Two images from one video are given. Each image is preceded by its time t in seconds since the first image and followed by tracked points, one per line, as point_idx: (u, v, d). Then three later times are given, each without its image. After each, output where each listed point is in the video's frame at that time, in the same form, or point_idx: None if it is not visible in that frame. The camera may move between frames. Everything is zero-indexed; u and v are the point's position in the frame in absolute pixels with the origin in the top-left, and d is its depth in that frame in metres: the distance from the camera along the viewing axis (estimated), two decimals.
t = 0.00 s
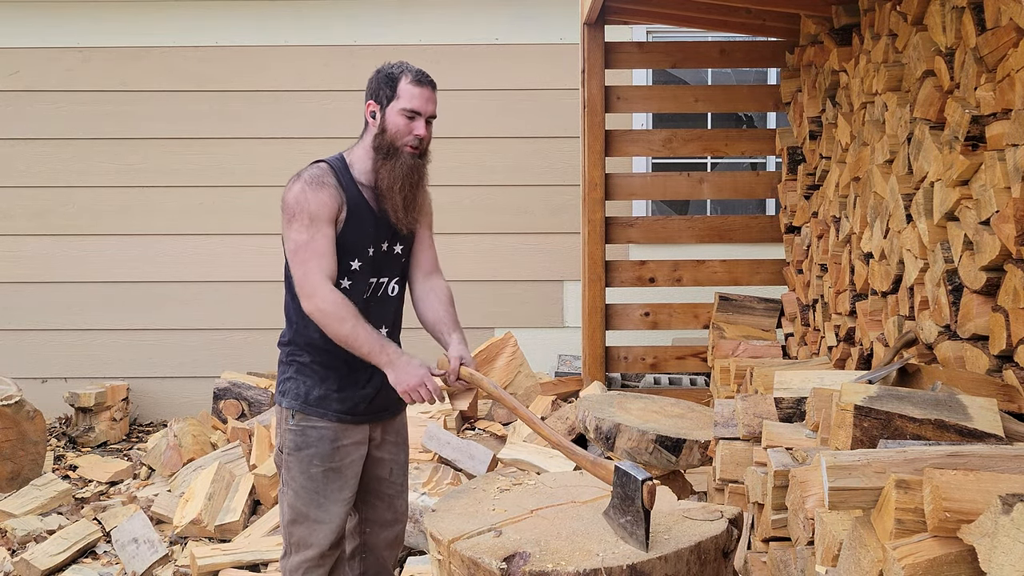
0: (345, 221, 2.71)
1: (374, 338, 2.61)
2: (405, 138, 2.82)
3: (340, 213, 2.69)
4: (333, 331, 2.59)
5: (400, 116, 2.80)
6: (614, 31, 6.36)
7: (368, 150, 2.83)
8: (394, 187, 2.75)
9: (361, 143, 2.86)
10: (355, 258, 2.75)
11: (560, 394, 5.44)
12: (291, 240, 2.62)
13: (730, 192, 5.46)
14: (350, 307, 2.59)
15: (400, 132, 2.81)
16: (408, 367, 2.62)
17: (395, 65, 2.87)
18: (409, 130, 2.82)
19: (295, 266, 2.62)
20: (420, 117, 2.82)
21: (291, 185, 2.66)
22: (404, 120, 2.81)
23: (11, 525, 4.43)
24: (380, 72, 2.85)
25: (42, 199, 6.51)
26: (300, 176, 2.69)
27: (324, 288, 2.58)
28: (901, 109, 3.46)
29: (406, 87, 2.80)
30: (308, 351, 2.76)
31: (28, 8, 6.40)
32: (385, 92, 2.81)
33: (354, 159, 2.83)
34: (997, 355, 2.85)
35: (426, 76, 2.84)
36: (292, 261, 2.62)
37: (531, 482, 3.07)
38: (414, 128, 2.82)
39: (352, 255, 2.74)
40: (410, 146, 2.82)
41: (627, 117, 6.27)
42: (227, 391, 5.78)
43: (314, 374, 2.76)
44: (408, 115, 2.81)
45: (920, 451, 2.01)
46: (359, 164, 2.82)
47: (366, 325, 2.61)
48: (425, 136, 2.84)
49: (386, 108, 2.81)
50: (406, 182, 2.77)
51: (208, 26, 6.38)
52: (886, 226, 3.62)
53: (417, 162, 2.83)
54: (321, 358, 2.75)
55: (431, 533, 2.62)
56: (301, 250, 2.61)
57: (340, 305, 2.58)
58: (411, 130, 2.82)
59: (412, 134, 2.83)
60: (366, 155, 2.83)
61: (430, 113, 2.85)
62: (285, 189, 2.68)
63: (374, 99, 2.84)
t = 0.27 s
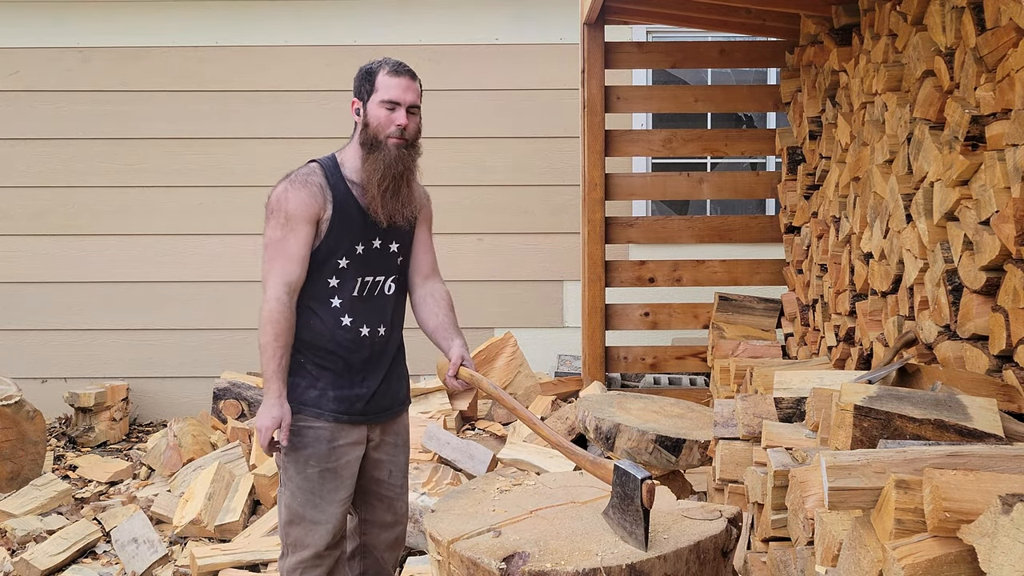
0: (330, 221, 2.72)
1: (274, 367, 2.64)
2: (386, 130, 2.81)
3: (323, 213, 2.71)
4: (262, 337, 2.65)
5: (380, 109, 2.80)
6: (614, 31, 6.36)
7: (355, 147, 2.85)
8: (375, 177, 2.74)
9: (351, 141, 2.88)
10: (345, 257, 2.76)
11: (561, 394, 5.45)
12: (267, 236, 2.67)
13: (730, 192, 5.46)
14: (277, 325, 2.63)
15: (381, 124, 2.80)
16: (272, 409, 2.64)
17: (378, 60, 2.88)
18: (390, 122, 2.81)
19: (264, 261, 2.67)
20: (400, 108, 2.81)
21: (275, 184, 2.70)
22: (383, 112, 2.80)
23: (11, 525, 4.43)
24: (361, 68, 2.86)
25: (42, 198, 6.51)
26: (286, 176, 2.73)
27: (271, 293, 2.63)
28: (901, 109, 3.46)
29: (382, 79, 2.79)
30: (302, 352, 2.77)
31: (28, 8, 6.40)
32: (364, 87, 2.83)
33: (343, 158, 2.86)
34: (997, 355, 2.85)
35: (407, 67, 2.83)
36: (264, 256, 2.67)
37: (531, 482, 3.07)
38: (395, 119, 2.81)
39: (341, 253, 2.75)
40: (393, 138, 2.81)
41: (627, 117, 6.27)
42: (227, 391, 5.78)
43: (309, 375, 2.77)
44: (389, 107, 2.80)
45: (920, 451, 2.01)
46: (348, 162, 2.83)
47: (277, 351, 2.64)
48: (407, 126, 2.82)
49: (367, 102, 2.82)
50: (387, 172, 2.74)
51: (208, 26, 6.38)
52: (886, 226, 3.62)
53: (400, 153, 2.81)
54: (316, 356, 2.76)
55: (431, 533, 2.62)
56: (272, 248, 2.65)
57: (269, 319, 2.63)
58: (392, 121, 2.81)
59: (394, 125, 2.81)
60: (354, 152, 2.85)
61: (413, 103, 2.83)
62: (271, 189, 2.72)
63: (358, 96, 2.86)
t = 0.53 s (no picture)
0: (325, 217, 2.73)
1: (269, 361, 2.62)
2: (370, 124, 2.85)
3: (318, 209, 2.72)
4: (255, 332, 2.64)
5: (364, 104, 2.85)
6: (614, 31, 6.36)
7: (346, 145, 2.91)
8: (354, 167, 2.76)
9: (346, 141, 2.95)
10: (343, 255, 2.76)
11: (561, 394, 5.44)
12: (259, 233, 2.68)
13: (730, 192, 5.46)
14: (270, 319, 2.62)
15: (365, 119, 2.85)
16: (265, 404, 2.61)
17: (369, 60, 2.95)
18: (374, 115, 2.85)
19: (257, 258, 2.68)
20: (382, 100, 2.84)
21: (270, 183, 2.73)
22: (368, 106, 2.85)
23: (11, 525, 4.43)
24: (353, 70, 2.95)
25: (42, 198, 6.51)
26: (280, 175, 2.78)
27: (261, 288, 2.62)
28: (901, 109, 3.46)
29: (366, 75, 2.85)
30: (303, 352, 2.77)
31: (28, 8, 6.40)
32: (352, 86, 2.90)
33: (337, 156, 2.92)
34: (997, 355, 2.85)
35: (392, 62, 2.86)
36: (257, 252, 2.68)
37: (531, 482, 3.07)
38: (378, 112, 2.84)
39: (339, 251, 2.76)
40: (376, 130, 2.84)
41: (627, 117, 6.27)
42: (227, 391, 5.78)
43: (310, 375, 2.77)
44: (372, 100, 2.85)
45: (919, 451, 2.01)
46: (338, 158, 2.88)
47: (271, 345, 2.63)
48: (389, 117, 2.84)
49: (355, 99, 2.88)
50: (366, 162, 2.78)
51: (208, 26, 6.38)
52: (886, 226, 3.62)
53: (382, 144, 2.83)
54: (319, 355, 2.76)
55: (431, 533, 2.62)
56: (266, 244, 2.66)
57: (262, 312, 2.61)
58: (375, 114, 2.85)
59: (377, 118, 2.85)
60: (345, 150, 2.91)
61: (398, 96, 2.86)
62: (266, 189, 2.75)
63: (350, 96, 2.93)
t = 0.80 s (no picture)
0: (325, 213, 2.71)
1: (325, 353, 2.65)
2: (365, 123, 2.83)
3: (319, 206, 2.70)
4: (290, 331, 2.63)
5: (360, 103, 2.84)
6: (614, 31, 6.36)
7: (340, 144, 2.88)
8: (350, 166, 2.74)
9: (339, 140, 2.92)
10: (344, 251, 2.74)
11: (561, 394, 5.44)
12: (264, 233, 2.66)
13: (730, 192, 5.47)
14: (311, 314, 2.63)
15: (361, 118, 2.83)
16: (346, 390, 2.67)
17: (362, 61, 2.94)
18: (369, 114, 2.83)
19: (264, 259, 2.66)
20: (378, 100, 2.83)
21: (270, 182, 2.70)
22: (363, 106, 2.83)
23: (11, 525, 4.43)
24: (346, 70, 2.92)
25: (42, 198, 6.51)
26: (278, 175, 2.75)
27: (289, 287, 2.62)
28: (900, 109, 3.46)
29: (362, 75, 2.83)
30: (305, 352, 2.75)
31: (28, 8, 6.40)
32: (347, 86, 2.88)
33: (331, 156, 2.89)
34: (997, 355, 2.85)
35: (386, 61, 2.86)
36: (264, 254, 2.65)
37: (531, 482, 3.07)
38: (374, 111, 2.83)
39: (340, 247, 2.74)
40: (371, 129, 2.82)
41: (627, 117, 6.27)
42: (227, 391, 5.78)
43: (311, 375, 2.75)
44: (367, 99, 2.83)
45: (920, 451, 2.01)
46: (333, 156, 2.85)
47: (320, 338, 2.65)
48: (384, 117, 2.83)
49: (349, 98, 2.87)
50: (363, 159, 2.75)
51: (208, 26, 6.38)
52: (885, 226, 3.62)
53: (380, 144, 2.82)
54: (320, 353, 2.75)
55: (431, 533, 2.62)
56: (274, 244, 2.64)
57: (302, 310, 2.62)
58: (370, 113, 2.83)
59: (372, 117, 2.83)
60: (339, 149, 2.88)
61: (393, 95, 2.85)
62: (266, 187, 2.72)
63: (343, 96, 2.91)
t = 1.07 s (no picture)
0: (331, 211, 2.71)
1: (331, 352, 2.65)
2: (377, 128, 2.80)
3: (324, 203, 2.70)
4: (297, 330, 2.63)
5: (373, 107, 2.80)
6: (614, 31, 6.36)
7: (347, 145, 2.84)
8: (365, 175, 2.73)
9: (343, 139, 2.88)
10: (350, 248, 2.74)
11: (561, 394, 5.45)
12: (270, 231, 2.65)
13: (730, 192, 5.47)
14: (318, 313, 2.63)
15: (373, 123, 2.80)
16: (350, 390, 2.65)
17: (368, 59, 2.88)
18: (382, 119, 2.81)
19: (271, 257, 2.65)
20: (392, 106, 2.81)
21: (276, 181, 2.71)
22: (376, 110, 2.80)
23: (11, 525, 4.43)
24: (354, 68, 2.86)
25: (42, 198, 6.51)
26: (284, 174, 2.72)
27: (297, 285, 2.62)
28: (900, 108, 3.46)
29: (376, 78, 2.80)
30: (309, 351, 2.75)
31: (28, 8, 6.40)
32: (358, 86, 2.83)
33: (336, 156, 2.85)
34: (997, 355, 2.85)
35: (398, 65, 2.83)
36: (271, 252, 2.65)
37: (531, 482, 3.07)
38: (387, 117, 2.81)
39: (345, 245, 2.73)
40: (384, 135, 2.81)
41: (627, 117, 6.27)
42: (227, 391, 5.78)
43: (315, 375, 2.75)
44: (380, 104, 2.80)
45: (919, 451, 2.01)
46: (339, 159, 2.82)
47: (327, 337, 2.64)
48: (398, 124, 2.81)
49: (359, 100, 2.82)
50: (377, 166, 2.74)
51: (208, 26, 6.38)
52: (885, 226, 3.62)
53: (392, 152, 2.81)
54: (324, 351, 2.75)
55: (431, 533, 2.62)
56: (281, 242, 2.64)
57: (311, 308, 2.62)
58: (384, 118, 2.80)
59: (385, 122, 2.81)
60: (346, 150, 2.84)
61: (405, 100, 2.83)
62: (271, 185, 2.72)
63: (350, 95, 2.86)
